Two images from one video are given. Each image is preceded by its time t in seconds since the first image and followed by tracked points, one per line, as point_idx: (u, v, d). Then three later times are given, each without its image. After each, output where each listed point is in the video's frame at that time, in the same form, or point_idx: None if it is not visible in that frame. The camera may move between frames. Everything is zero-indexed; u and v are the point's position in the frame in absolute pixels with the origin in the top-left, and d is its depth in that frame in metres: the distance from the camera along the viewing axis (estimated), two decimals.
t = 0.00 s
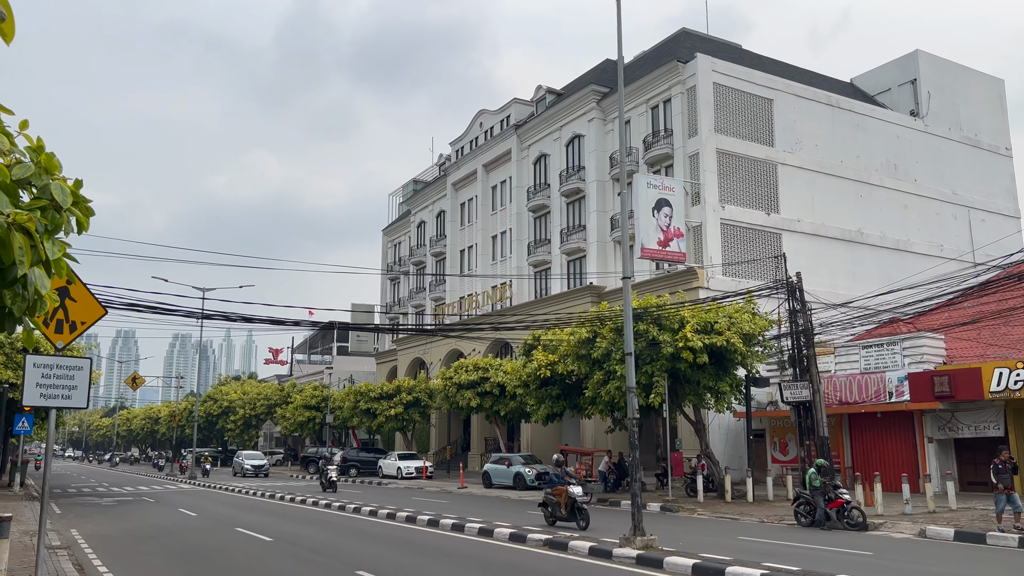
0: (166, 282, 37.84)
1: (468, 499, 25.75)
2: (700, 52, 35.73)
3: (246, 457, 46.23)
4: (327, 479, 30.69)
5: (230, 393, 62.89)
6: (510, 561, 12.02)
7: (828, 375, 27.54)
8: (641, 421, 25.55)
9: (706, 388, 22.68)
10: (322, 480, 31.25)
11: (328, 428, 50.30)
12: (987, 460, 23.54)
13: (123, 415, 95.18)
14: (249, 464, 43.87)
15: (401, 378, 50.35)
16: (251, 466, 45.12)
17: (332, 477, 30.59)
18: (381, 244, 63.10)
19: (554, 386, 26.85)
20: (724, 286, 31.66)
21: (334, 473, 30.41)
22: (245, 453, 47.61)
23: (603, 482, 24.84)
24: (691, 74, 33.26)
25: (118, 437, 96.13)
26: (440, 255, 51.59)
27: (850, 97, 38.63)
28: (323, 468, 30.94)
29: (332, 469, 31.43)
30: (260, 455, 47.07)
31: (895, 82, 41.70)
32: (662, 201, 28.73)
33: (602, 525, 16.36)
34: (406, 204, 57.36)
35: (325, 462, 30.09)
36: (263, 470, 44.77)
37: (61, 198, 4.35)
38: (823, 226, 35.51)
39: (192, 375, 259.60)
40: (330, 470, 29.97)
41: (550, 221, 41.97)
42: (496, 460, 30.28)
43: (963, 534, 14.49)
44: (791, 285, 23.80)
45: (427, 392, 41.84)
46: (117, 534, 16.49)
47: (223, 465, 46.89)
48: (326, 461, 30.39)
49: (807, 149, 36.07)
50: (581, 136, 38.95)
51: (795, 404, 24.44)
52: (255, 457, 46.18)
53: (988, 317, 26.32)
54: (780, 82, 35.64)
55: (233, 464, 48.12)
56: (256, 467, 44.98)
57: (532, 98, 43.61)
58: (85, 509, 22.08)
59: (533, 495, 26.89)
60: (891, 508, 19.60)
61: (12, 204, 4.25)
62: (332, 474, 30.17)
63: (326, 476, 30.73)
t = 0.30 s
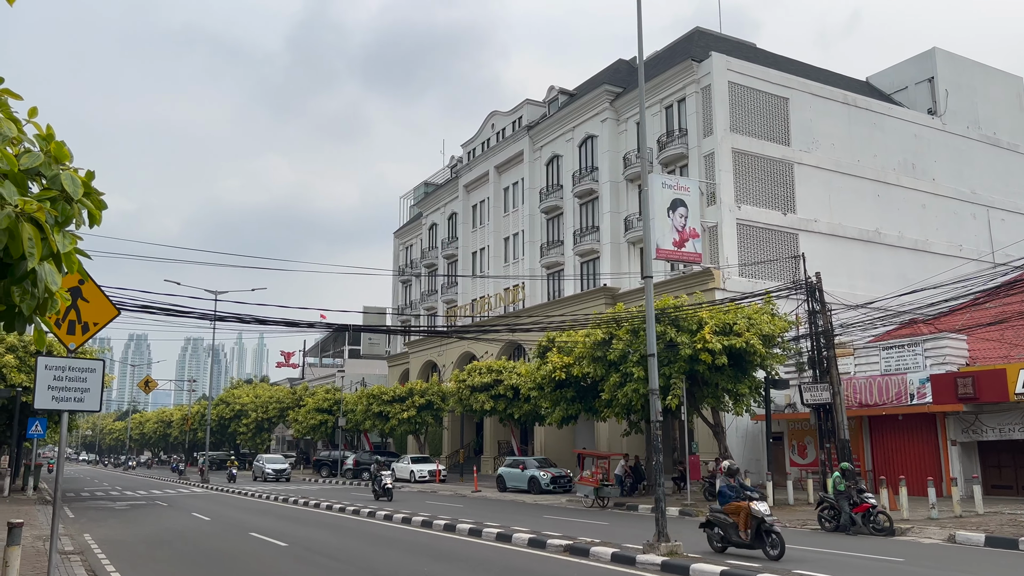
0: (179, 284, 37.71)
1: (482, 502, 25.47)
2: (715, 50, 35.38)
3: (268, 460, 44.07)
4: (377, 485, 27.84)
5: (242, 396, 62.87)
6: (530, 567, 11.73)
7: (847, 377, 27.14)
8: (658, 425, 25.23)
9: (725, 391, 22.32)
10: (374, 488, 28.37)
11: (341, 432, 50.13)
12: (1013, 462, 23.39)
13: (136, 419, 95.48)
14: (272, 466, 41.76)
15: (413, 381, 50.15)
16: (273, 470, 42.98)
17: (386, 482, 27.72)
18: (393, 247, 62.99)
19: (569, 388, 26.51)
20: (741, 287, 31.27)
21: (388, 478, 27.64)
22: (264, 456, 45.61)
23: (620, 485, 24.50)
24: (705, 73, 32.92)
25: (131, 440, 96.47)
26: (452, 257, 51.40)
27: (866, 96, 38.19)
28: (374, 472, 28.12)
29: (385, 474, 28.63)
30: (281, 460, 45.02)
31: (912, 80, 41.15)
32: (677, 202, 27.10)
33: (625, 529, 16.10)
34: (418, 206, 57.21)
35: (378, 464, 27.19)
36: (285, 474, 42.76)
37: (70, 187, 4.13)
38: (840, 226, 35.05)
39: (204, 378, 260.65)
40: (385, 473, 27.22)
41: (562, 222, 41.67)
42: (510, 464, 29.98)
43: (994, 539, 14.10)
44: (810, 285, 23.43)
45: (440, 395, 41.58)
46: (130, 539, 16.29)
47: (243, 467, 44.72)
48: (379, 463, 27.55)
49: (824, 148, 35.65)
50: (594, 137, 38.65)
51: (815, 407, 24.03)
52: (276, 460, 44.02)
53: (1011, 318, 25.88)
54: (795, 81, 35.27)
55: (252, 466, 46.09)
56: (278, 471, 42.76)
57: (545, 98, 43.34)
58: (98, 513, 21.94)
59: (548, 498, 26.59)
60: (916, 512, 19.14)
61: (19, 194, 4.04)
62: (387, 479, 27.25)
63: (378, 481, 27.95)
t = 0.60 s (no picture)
0: (193, 287, 37.62)
1: (499, 505, 25.19)
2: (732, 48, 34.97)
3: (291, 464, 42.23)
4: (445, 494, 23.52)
5: (257, 399, 62.88)
6: (554, 571, 11.43)
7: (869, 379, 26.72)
8: (676, 426, 24.86)
9: (747, 392, 21.95)
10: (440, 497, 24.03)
11: (355, 434, 49.97)
12: None
13: (151, 422, 95.84)
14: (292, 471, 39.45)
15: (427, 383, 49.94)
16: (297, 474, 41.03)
17: (454, 491, 23.37)
18: (407, 249, 62.90)
19: (586, 390, 26.17)
20: (759, 287, 30.85)
21: (456, 486, 23.28)
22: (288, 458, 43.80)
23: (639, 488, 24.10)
24: (722, 71, 32.53)
25: (147, 443, 96.88)
26: (466, 258, 51.19)
27: (885, 93, 37.67)
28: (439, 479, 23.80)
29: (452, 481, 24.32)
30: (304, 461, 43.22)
31: (932, 77, 40.55)
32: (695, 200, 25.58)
33: (648, 533, 15.76)
34: (432, 208, 57.00)
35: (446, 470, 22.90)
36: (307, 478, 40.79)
37: (81, 173, 3.94)
38: (860, 225, 34.54)
39: (219, 382, 261.89)
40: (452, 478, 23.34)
41: (577, 223, 41.37)
42: (527, 466, 29.67)
43: None
44: (832, 284, 23.01)
45: (455, 397, 41.37)
46: (147, 542, 16.12)
47: (265, 471, 42.79)
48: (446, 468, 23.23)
49: (843, 146, 35.17)
50: (610, 137, 38.32)
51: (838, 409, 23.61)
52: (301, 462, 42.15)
53: None
54: (814, 79, 34.84)
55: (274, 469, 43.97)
56: (303, 475, 40.81)
57: (559, 98, 43.06)
58: (114, 516, 21.80)
59: (565, 501, 26.29)
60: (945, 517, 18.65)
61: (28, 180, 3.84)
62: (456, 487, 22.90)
63: (443, 489, 23.69)
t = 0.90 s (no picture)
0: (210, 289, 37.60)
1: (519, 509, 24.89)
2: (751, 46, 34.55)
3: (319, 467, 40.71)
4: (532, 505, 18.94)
5: (273, 401, 62.90)
6: None
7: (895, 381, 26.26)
8: (698, 429, 24.48)
9: (771, 394, 21.54)
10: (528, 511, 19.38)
11: (372, 436, 49.80)
12: None
13: (168, 424, 96.17)
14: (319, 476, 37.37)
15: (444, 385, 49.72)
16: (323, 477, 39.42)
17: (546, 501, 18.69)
18: (422, 250, 62.81)
19: (606, 393, 25.82)
20: (781, 287, 30.39)
21: (547, 494, 18.58)
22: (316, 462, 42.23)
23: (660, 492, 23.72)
24: (742, 69, 32.12)
25: (164, 445, 97.27)
26: (481, 260, 50.95)
27: (908, 91, 37.09)
28: (525, 487, 19.28)
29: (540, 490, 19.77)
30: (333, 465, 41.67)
31: (954, 74, 39.91)
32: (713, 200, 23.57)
33: (677, 538, 15.44)
34: (448, 209, 56.77)
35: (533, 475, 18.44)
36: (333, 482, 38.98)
37: (97, 159, 3.75)
38: (883, 225, 33.99)
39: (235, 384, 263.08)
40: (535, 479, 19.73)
41: (594, 224, 41.01)
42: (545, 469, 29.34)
43: None
44: (858, 284, 22.57)
45: (472, 399, 41.11)
46: (165, 546, 15.97)
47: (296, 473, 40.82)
48: (533, 474, 18.69)
49: (865, 145, 34.65)
50: (627, 136, 37.96)
51: (864, 411, 23.14)
52: (329, 466, 40.65)
53: None
54: (835, 76, 34.36)
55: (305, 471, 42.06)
56: (329, 478, 39.32)
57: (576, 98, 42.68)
58: (132, 519, 21.67)
59: (585, 505, 25.96)
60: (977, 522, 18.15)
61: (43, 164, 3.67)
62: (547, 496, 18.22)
63: (531, 500, 19.12)
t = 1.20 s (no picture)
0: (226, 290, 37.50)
1: (539, 511, 24.57)
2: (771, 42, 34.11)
3: (346, 468, 39.63)
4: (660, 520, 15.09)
5: (290, 402, 62.91)
6: None
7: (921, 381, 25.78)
8: (720, 430, 24.09)
9: (796, 395, 21.12)
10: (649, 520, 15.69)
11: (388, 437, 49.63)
12: None
13: (185, 425, 96.54)
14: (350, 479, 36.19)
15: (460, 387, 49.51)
16: (352, 478, 38.29)
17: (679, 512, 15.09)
18: (438, 252, 62.70)
19: (626, 393, 25.47)
20: (803, 287, 29.92)
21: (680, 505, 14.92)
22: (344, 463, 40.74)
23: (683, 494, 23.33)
24: (763, 66, 31.71)
25: (181, 446, 97.67)
26: (498, 261, 50.71)
27: (931, 87, 36.51)
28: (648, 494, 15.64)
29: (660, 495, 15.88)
30: (361, 466, 40.65)
31: (978, 70, 39.29)
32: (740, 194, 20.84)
33: (703, 541, 15.09)
34: (463, 210, 56.55)
35: (663, 481, 14.85)
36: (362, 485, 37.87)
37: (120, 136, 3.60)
38: (906, 223, 33.46)
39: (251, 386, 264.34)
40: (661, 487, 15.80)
41: (611, 223, 40.67)
42: (565, 471, 29.01)
43: None
44: (884, 283, 22.13)
45: (489, 399, 40.84)
46: (185, 547, 15.81)
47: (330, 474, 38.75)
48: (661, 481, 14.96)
49: (887, 142, 34.11)
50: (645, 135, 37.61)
51: (891, 412, 22.66)
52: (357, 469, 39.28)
53: None
54: (856, 72, 33.85)
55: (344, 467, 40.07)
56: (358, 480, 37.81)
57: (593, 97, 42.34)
58: (151, 520, 21.55)
59: (606, 507, 25.62)
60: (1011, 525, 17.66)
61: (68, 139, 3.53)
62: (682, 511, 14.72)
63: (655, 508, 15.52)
